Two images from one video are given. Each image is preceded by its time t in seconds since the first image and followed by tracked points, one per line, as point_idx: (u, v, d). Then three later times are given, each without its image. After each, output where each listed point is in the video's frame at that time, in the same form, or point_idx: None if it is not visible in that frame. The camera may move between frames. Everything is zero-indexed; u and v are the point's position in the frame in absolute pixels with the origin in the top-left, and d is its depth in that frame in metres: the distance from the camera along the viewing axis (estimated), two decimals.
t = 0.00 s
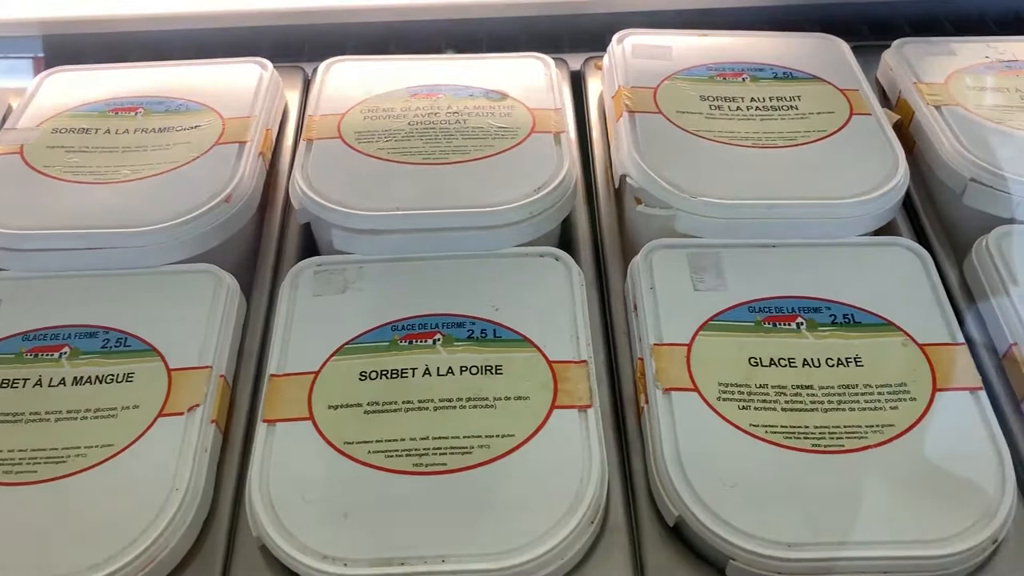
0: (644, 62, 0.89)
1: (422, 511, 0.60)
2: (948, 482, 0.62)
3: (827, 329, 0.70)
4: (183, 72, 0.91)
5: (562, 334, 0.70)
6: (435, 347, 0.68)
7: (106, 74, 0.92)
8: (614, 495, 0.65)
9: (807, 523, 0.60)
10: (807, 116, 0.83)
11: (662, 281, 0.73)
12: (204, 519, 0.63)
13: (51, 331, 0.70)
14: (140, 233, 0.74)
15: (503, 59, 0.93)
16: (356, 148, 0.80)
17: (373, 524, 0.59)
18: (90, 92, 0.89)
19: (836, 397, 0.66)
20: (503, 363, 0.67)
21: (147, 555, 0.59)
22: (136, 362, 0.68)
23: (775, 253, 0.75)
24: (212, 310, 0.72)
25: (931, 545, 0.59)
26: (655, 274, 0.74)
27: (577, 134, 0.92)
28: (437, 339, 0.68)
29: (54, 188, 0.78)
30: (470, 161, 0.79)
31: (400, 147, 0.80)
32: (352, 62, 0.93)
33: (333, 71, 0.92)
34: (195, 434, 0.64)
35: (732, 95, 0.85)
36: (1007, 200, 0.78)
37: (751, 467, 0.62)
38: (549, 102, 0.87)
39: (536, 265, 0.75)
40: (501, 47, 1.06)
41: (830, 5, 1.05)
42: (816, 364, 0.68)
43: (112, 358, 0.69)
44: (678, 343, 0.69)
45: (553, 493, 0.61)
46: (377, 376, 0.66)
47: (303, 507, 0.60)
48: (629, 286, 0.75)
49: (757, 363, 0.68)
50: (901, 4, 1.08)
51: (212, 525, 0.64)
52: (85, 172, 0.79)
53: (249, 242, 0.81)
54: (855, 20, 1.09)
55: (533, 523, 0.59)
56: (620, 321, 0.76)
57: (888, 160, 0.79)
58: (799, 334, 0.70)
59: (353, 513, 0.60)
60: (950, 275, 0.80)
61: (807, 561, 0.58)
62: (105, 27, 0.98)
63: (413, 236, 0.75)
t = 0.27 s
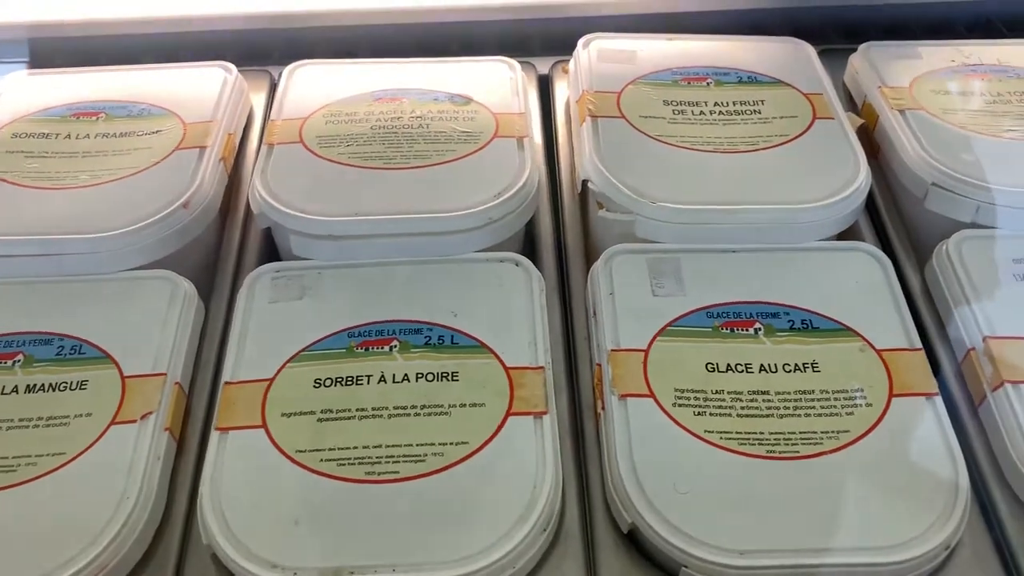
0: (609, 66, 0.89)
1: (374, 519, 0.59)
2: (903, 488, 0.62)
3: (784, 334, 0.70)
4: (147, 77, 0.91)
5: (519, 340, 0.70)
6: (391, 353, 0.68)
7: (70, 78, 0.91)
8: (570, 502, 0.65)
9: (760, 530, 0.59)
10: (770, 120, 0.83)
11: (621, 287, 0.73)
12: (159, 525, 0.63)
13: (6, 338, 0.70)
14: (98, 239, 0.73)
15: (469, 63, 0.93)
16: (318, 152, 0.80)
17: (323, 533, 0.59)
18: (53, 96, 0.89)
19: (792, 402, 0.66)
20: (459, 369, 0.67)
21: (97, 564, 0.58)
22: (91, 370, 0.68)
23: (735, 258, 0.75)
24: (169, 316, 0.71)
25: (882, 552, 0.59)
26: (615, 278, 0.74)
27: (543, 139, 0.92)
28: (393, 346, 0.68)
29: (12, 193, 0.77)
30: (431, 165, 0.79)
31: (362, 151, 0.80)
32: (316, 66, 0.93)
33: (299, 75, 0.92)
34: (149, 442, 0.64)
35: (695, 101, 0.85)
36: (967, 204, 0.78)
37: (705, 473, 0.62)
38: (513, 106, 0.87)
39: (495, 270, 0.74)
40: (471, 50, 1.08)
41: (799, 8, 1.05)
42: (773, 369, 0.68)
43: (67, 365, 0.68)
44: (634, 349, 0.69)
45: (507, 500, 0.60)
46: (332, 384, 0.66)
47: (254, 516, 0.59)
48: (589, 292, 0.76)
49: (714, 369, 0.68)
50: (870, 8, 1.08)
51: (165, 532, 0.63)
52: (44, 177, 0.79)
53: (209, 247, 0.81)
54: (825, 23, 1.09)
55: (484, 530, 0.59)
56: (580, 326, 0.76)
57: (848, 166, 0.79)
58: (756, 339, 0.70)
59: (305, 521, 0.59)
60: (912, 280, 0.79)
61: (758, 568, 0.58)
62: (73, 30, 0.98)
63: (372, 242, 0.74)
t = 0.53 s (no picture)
0: (578, 71, 0.89)
1: (331, 526, 0.59)
2: (862, 492, 0.62)
3: (746, 338, 0.70)
4: (116, 82, 0.91)
5: (482, 344, 0.69)
6: (352, 358, 0.68)
7: (39, 82, 0.91)
8: (530, 507, 0.65)
9: (717, 535, 0.60)
10: (737, 125, 0.83)
11: (585, 291, 0.73)
12: (120, 526, 0.63)
13: None
14: (62, 244, 0.73)
15: (439, 68, 0.93)
16: (284, 156, 0.80)
17: (279, 539, 0.58)
18: (21, 100, 0.88)
19: (753, 406, 0.66)
20: (421, 374, 0.67)
21: (52, 571, 0.58)
22: (52, 375, 0.68)
23: (699, 262, 0.75)
24: (132, 322, 0.71)
25: (838, 557, 0.59)
26: (579, 283, 0.74)
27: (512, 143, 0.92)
28: (355, 351, 0.68)
29: None
30: (397, 169, 0.79)
31: (328, 156, 0.80)
32: (285, 69, 0.93)
33: (268, 79, 0.92)
34: (107, 448, 0.64)
35: (662, 105, 0.85)
36: (931, 208, 0.78)
37: (663, 478, 0.62)
38: (482, 110, 0.87)
39: (460, 274, 0.74)
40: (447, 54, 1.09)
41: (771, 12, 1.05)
42: (734, 374, 0.68)
43: (28, 371, 0.68)
44: (596, 353, 0.69)
45: (466, 505, 0.60)
46: (292, 389, 0.66)
47: (211, 523, 0.59)
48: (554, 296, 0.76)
49: (675, 373, 0.68)
50: (842, 12, 1.08)
51: (124, 538, 0.63)
52: (9, 182, 0.78)
53: (176, 252, 0.81)
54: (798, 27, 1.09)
55: (442, 535, 0.59)
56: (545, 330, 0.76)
57: (813, 170, 0.79)
58: (718, 343, 0.70)
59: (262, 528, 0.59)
60: (877, 284, 0.80)
61: (714, 573, 0.58)
62: (48, 35, 0.99)
63: (336, 246, 0.75)
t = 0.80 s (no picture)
0: (549, 71, 0.89)
1: (290, 525, 0.59)
2: (822, 489, 0.62)
3: (711, 336, 0.70)
4: (87, 82, 0.91)
5: (447, 343, 0.69)
6: (316, 358, 0.68)
7: (10, 83, 0.91)
8: (494, 505, 0.65)
9: (677, 533, 0.60)
10: (705, 124, 0.84)
11: (551, 290, 0.73)
12: (82, 524, 0.63)
13: None
14: (27, 244, 0.73)
15: (411, 68, 0.93)
16: (252, 156, 0.80)
17: (238, 538, 0.58)
18: None
19: (716, 404, 0.66)
20: (385, 373, 0.67)
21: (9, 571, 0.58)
22: (15, 375, 0.67)
23: (666, 261, 0.75)
24: (97, 322, 0.71)
25: (798, 554, 0.59)
26: (546, 282, 0.74)
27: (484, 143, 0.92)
28: (319, 350, 0.68)
29: None
30: (365, 169, 0.79)
31: (296, 155, 0.80)
32: (257, 70, 0.93)
33: (240, 79, 0.92)
34: (69, 447, 0.63)
35: (632, 105, 0.86)
36: (898, 207, 0.79)
37: (625, 476, 0.62)
38: (452, 109, 0.87)
39: (427, 273, 0.74)
40: (423, 53, 1.09)
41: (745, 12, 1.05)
42: (698, 372, 0.68)
43: None
44: (561, 351, 0.69)
45: (426, 504, 0.60)
46: (255, 389, 0.66)
47: (170, 522, 0.59)
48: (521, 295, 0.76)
49: (639, 372, 0.68)
50: (817, 12, 1.08)
51: (85, 538, 0.63)
52: None
53: (145, 252, 0.81)
54: (773, 26, 1.09)
55: (402, 534, 0.59)
56: (512, 328, 0.76)
57: (781, 169, 0.79)
58: (683, 341, 0.70)
59: (221, 527, 0.59)
60: (845, 282, 0.80)
61: (673, 570, 0.58)
62: (21, 37, 0.99)
63: (303, 246, 0.75)
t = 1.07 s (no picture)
0: (517, 75, 0.90)
1: (248, 529, 0.59)
2: (779, 490, 0.62)
3: (672, 338, 0.71)
4: (56, 88, 0.91)
5: (409, 347, 0.70)
6: (278, 362, 0.68)
7: None
8: (454, 507, 0.65)
9: (633, 534, 0.60)
10: (671, 128, 0.84)
11: (515, 294, 0.74)
12: (43, 530, 0.63)
13: None
14: None
15: (381, 72, 0.93)
16: (218, 162, 0.80)
17: (196, 542, 0.59)
18: None
19: (675, 406, 0.67)
20: (346, 378, 0.67)
21: None
22: None
23: (629, 264, 0.76)
24: (61, 328, 0.71)
25: (753, 555, 0.59)
26: (509, 285, 0.74)
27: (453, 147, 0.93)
28: (281, 355, 0.69)
29: None
30: (331, 173, 0.79)
31: (262, 160, 0.80)
32: (226, 74, 0.93)
33: (209, 84, 0.92)
34: (29, 453, 0.64)
35: (599, 108, 0.86)
36: (861, 208, 0.79)
37: (583, 478, 0.63)
38: (420, 113, 0.87)
39: (391, 277, 0.75)
40: (395, 58, 1.09)
41: (716, 15, 1.06)
42: (658, 374, 0.69)
43: None
44: (523, 354, 0.69)
45: (385, 507, 0.61)
46: (216, 394, 0.66)
47: (129, 526, 0.59)
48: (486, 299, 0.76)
49: (600, 374, 0.68)
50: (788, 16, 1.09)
51: (46, 543, 0.63)
52: None
53: (112, 257, 0.81)
54: (745, 29, 1.10)
55: (359, 537, 0.59)
56: (477, 331, 0.76)
57: (744, 172, 0.80)
58: (644, 344, 0.70)
59: (179, 531, 0.59)
60: (808, 283, 0.80)
61: (629, 572, 0.58)
62: None
63: (268, 251, 0.75)
